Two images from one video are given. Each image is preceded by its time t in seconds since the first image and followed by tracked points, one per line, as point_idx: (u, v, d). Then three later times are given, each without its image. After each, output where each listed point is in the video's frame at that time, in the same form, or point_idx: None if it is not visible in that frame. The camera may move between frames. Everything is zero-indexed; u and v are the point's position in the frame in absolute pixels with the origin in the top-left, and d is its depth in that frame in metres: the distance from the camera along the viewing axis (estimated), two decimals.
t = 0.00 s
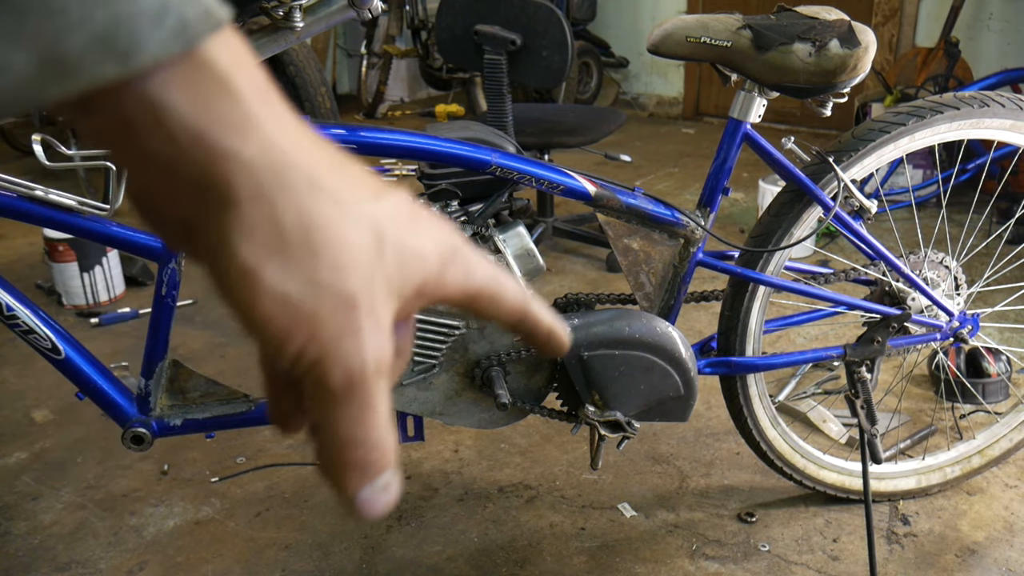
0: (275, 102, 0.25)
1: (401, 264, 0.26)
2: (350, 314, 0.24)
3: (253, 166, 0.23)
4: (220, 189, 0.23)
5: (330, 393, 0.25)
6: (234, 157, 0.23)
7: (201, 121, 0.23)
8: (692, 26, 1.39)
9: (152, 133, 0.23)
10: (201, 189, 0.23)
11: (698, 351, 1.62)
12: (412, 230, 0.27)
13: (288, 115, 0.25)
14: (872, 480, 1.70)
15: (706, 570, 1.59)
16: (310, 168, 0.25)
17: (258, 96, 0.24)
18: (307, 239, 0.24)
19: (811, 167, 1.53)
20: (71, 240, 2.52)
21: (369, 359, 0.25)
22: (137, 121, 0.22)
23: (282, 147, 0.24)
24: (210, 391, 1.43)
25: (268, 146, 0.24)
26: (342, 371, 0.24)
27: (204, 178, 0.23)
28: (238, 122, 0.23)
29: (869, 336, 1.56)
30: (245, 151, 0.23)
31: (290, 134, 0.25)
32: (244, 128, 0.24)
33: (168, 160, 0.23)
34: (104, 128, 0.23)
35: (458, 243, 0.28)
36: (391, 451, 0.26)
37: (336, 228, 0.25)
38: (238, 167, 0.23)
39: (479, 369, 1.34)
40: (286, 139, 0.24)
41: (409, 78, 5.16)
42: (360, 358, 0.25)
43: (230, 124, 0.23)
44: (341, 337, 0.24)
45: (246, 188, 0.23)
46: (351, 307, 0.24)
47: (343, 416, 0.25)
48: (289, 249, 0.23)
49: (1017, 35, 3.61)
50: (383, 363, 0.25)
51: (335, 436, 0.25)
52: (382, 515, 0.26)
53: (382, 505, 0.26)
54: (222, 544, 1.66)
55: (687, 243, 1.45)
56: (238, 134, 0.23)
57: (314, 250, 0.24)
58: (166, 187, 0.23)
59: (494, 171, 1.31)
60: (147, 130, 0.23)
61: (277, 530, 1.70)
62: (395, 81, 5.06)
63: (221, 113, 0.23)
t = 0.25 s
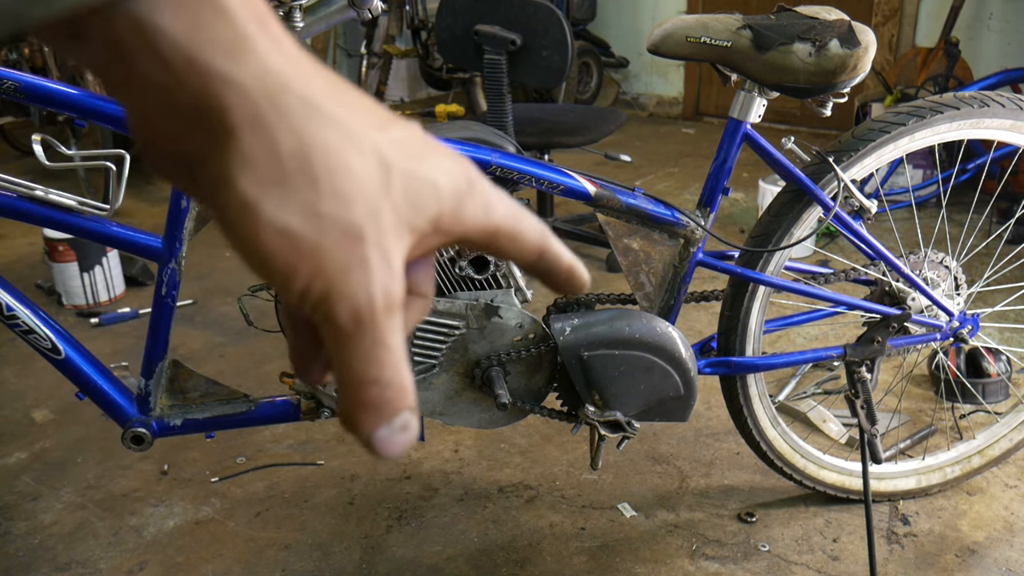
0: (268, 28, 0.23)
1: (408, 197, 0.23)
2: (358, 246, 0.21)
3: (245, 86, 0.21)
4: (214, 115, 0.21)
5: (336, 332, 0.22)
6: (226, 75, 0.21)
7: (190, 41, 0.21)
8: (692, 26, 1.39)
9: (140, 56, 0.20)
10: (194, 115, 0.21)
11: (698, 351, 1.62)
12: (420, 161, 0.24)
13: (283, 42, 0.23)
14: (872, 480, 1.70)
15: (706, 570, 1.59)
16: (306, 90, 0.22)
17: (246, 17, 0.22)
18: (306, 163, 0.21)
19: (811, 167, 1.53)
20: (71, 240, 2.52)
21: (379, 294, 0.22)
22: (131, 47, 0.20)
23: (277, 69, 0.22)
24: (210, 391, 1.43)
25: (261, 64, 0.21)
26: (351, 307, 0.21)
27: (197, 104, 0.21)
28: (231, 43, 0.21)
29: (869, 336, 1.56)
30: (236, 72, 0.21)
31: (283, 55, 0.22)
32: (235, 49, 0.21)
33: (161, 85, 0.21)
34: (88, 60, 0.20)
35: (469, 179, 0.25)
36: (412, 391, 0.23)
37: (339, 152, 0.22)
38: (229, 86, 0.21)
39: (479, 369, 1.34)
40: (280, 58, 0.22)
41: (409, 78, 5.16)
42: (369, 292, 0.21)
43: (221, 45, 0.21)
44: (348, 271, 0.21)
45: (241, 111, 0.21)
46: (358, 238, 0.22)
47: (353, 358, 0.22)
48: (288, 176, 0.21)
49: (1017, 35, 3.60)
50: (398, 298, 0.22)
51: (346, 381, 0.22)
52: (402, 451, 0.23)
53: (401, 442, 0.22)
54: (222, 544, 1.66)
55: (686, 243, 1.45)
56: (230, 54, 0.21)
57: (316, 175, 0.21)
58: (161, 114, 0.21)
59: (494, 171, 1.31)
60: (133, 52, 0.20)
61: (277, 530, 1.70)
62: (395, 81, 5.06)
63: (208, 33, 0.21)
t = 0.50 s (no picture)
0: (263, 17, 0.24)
1: (394, 174, 0.26)
2: (350, 225, 0.24)
3: (243, 74, 0.23)
4: (212, 102, 0.22)
5: (332, 305, 0.24)
6: (226, 66, 0.23)
7: (191, 35, 0.23)
8: (692, 26, 1.39)
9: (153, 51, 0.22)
10: (193, 103, 0.22)
11: (698, 350, 1.62)
12: (406, 141, 0.26)
13: (278, 26, 0.25)
14: (872, 480, 1.70)
15: (706, 570, 1.59)
16: (300, 76, 0.24)
17: (242, 8, 0.24)
18: (301, 147, 0.23)
19: (811, 167, 1.53)
20: (71, 240, 2.52)
21: (371, 270, 0.24)
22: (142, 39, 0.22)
23: (273, 55, 0.23)
24: (210, 391, 1.43)
25: (257, 53, 0.23)
26: (344, 282, 0.24)
27: (198, 91, 0.23)
28: (226, 32, 0.23)
29: (869, 336, 1.56)
30: (235, 60, 0.23)
31: (278, 40, 0.24)
32: (233, 39, 0.23)
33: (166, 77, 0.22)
34: (101, 55, 0.23)
35: (452, 152, 0.27)
36: (405, 368, 0.26)
37: (332, 137, 0.24)
38: (227, 74, 0.23)
39: (479, 369, 1.34)
40: (273, 44, 0.24)
41: (409, 78, 5.16)
42: (360, 269, 0.24)
43: (220, 36, 0.23)
44: (342, 249, 0.24)
45: (239, 98, 0.22)
46: (351, 218, 0.24)
47: (349, 326, 0.25)
48: (283, 159, 0.23)
49: (1017, 35, 3.60)
50: (390, 274, 0.25)
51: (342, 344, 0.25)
52: (396, 427, 0.27)
53: (396, 417, 0.27)
54: (222, 544, 1.66)
55: (687, 243, 1.45)
56: (228, 45, 0.23)
57: (310, 159, 0.23)
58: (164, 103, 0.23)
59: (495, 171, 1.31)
60: (144, 47, 0.22)
61: (277, 530, 1.70)
62: (395, 81, 5.06)
63: (208, 24, 0.23)
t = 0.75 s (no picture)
0: (255, 16, 0.24)
1: (384, 170, 0.25)
2: (338, 221, 0.24)
3: (232, 73, 0.23)
4: (203, 100, 0.23)
5: (322, 300, 0.24)
6: (216, 66, 0.23)
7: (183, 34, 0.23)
8: (692, 26, 1.39)
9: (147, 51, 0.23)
10: (186, 103, 0.23)
11: (698, 350, 1.62)
12: (398, 137, 0.26)
13: (270, 24, 0.25)
14: (872, 480, 1.70)
15: (706, 570, 1.59)
16: (289, 74, 0.24)
17: (233, 4, 0.24)
18: (289, 143, 0.23)
19: (811, 167, 1.53)
20: (71, 240, 2.52)
21: (359, 266, 0.24)
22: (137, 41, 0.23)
23: (262, 54, 0.24)
24: (209, 391, 1.43)
25: (247, 52, 0.23)
26: (333, 278, 0.24)
27: (191, 90, 0.23)
28: (216, 34, 0.23)
29: (869, 336, 1.56)
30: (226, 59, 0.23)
31: (267, 38, 0.24)
32: (222, 38, 0.23)
33: (159, 76, 0.23)
34: (98, 52, 0.23)
35: (445, 149, 0.27)
36: (396, 365, 0.27)
37: (321, 133, 0.24)
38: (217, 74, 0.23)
39: (479, 369, 1.34)
40: (262, 43, 0.24)
41: (409, 78, 5.16)
42: (349, 265, 0.24)
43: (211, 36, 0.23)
44: (331, 245, 0.24)
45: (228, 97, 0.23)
46: (340, 214, 0.24)
47: (339, 322, 0.25)
48: (272, 155, 0.23)
49: (1017, 35, 3.60)
50: (379, 271, 0.25)
51: (333, 339, 0.25)
52: (386, 423, 0.28)
53: (386, 413, 0.27)
54: (222, 544, 1.66)
55: (687, 243, 1.45)
56: (217, 45, 0.23)
57: (299, 155, 0.23)
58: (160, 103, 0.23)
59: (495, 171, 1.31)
60: (139, 48, 0.23)
61: (277, 530, 1.70)
62: (395, 81, 5.05)
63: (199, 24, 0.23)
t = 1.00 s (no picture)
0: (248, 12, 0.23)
1: (387, 166, 0.24)
2: (337, 217, 0.23)
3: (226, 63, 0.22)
4: (195, 91, 0.21)
5: (321, 300, 0.22)
6: (210, 56, 0.22)
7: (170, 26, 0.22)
8: (692, 26, 1.39)
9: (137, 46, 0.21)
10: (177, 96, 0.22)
11: (698, 351, 1.62)
12: (400, 131, 0.25)
13: (264, 16, 0.23)
14: (872, 480, 1.70)
15: (706, 570, 1.59)
16: (282, 62, 0.23)
17: None
18: (289, 137, 0.22)
19: (811, 167, 1.53)
20: (71, 240, 2.52)
21: (361, 261, 0.23)
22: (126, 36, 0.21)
23: (257, 45, 0.22)
24: (210, 391, 1.43)
25: (238, 41, 0.22)
26: (332, 274, 0.22)
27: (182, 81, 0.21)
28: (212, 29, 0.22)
29: (869, 336, 1.56)
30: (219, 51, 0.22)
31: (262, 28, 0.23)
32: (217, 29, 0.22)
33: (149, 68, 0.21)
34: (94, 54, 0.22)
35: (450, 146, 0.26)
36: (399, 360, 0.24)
37: (321, 128, 0.23)
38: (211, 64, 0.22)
39: (479, 369, 1.34)
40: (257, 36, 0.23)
41: (409, 78, 5.16)
42: (351, 261, 0.22)
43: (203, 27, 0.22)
44: (330, 242, 0.22)
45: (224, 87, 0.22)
46: (339, 208, 0.23)
47: (342, 321, 0.23)
48: (269, 150, 0.22)
49: (1017, 35, 3.60)
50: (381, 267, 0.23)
51: (334, 342, 0.23)
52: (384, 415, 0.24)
53: (384, 408, 0.24)
54: (222, 544, 1.66)
55: (687, 243, 1.45)
56: (209, 37, 0.22)
57: (297, 149, 0.22)
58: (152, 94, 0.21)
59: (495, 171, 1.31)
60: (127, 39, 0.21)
61: (277, 530, 1.70)
62: (395, 81, 5.05)
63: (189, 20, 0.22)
